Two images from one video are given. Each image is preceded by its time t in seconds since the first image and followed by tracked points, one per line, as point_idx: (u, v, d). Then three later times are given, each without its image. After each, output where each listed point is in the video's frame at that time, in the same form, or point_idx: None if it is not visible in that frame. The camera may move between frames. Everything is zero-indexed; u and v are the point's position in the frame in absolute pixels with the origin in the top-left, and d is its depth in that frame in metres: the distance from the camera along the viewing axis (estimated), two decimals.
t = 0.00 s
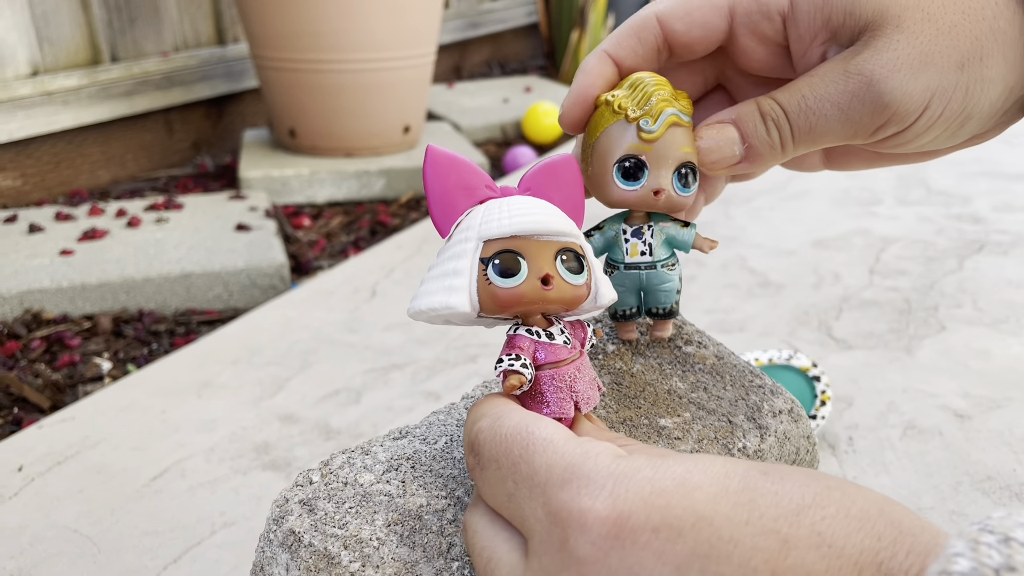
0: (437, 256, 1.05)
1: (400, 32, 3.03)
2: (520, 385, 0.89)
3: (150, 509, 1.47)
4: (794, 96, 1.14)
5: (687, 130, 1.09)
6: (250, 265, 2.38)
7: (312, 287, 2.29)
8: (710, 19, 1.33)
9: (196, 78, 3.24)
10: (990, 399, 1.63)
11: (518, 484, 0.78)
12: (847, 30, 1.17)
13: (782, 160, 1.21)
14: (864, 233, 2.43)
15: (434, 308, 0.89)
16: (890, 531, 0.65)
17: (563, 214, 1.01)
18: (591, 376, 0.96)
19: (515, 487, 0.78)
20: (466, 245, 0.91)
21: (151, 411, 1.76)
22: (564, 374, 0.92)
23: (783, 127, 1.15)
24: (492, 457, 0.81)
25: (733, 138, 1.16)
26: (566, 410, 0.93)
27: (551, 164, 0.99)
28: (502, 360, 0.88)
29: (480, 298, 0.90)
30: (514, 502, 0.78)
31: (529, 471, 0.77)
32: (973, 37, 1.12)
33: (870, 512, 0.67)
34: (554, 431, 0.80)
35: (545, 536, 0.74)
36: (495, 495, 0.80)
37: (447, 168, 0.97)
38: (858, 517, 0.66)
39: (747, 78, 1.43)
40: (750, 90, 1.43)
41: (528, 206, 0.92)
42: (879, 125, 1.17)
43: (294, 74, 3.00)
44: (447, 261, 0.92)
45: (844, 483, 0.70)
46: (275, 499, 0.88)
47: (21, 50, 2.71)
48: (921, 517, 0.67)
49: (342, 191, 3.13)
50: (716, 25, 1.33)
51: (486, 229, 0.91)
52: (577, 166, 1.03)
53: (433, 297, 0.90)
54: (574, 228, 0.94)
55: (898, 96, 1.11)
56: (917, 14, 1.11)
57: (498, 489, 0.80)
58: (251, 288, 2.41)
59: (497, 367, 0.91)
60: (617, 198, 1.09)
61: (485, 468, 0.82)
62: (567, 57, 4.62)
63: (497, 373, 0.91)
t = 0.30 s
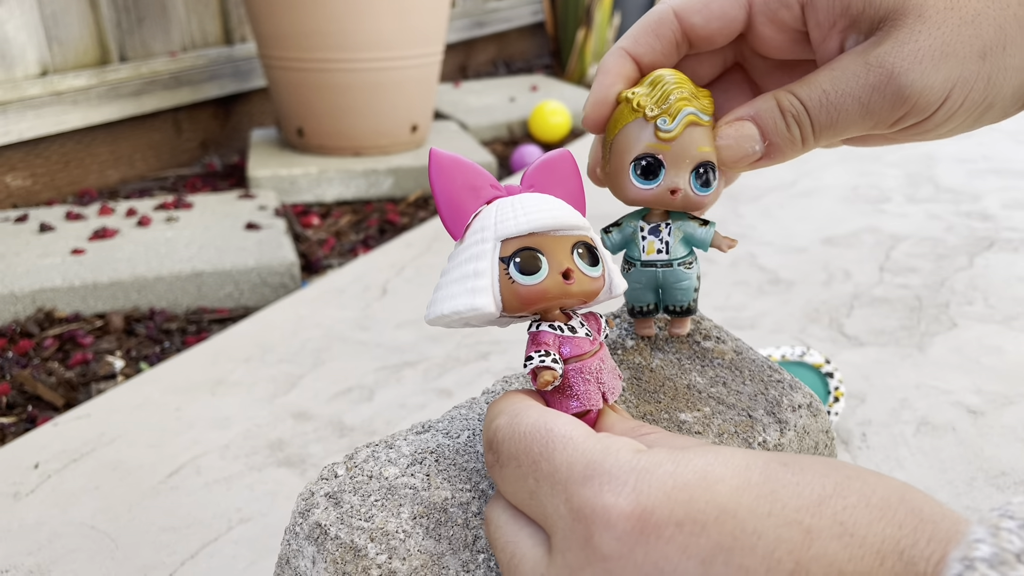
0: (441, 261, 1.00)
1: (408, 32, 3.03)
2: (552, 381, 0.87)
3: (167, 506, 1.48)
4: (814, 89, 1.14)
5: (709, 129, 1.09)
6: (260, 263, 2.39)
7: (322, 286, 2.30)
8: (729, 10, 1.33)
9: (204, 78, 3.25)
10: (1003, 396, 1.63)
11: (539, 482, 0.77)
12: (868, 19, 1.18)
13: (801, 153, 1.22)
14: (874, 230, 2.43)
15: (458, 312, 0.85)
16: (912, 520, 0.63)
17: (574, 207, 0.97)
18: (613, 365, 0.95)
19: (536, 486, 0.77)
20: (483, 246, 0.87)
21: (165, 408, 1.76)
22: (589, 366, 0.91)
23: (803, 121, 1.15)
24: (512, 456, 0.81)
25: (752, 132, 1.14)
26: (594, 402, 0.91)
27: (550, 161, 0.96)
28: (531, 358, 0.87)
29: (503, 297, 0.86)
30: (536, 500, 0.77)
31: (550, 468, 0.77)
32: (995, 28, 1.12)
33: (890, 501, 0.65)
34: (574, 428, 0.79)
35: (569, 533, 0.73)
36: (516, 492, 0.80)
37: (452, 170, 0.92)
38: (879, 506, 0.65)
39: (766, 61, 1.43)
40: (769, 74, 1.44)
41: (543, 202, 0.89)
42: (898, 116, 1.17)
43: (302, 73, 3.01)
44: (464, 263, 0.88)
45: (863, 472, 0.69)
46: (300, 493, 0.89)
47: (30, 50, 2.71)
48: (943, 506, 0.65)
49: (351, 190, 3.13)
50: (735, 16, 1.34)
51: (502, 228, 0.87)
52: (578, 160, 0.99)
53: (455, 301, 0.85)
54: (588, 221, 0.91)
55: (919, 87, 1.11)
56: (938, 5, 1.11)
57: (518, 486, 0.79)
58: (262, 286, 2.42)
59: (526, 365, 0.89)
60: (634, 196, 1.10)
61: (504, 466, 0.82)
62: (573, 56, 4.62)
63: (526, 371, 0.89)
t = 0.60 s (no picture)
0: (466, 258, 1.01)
1: (415, 31, 3.04)
2: (573, 380, 0.88)
3: (183, 505, 1.49)
4: (825, 69, 1.12)
5: (712, 108, 1.10)
6: (271, 263, 2.40)
7: (332, 285, 2.31)
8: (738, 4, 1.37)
9: (211, 78, 3.26)
10: (1015, 394, 1.63)
11: (565, 478, 0.74)
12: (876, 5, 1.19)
13: (816, 138, 1.19)
14: (883, 229, 2.44)
15: (481, 309, 0.86)
16: (937, 514, 0.59)
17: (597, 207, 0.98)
18: (635, 366, 0.95)
19: (562, 481, 0.75)
20: (507, 245, 0.88)
21: (179, 408, 1.77)
22: (611, 366, 0.91)
23: (817, 102, 1.13)
24: (536, 452, 0.78)
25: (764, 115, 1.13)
26: (615, 402, 0.91)
27: (576, 161, 0.97)
28: (553, 356, 0.87)
29: (526, 296, 0.87)
30: (561, 496, 0.75)
31: (575, 465, 0.74)
32: (1001, 5, 1.13)
33: (914, 495, 0.61)
34: (598, 424, 0.77)
35: (594, 531, 0.70)
36: (540, 490, 0.77)
37: (479, 169, 0.93)
38: (903, 501, 0.61)
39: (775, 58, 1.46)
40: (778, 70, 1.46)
41: (567, 202, 0.89)
42: (914, 96, 1.14)
43: (310, 74, 3.02)
44: (488, 262, 0.88)
45: (887, 466, 0.65)
46: (324, 491, 0.90)
47: (39, 51, 2.72)
48: (970, 501, 0.61)
49: (359, 190, 3.14)
50: (742, 9, 1.37)
51: (527, 227, 0.87)
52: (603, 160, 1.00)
53: (479, 299, 0.86)
54: (611, 221, 0.91)
55: (933, 61, 1.09)
56: None
57: (543, 483, 0.77)
58: (272, 286, 2.43)
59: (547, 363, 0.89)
60: (642, 180, 1.11)
61: (528, 464, 0.79)
62: (578, 55, 4.62)
63: (547, 369, 0.90)
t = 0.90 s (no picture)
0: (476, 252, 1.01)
1: (419, 30, 3.03)
2: (582, 374, 0.88)
3: (190, 502, 1.49)
4: (837, 99, 1.15)
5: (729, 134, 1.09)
6: (276, 261, 2.40)
7: (338, 284, 2.31)
8: (754, 32, 1.32)
9: (216, 77, 3.25)
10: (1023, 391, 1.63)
11: (577, 470, 0.74)
12: (890, 30, 1.17)
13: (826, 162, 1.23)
14: (889, 226, 2.43)
15: (490, 303, 0.85)
16: (952, 506, 0.59)
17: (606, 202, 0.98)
18: (645, 360, 0.95)
19: (574, 474, 0.74)
20: (516, 238, 0.88)
21: (185, 406, 1.77)
22: (620, 360, 0.91)
23: (827, 131, 1.16)
24: (549, 445, 0.78)
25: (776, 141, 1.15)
26: (624, 396, 0.91)
27: (585, 155, 0.96)
28: (561, 350, 0.87)
29: (535, 290, 0.87)
30: (573, 489, 0.74)
31: (587, 457, 0.74)
32: (1018, 34, 1.11)
33: (929, 487, 0.60)
34: (610, 417, 0.76)
35: (606, 522, 0.70)
36: (552, 483, 0.77)
37: (487, 163, 0.92)
38: (918, 492, 0.60)
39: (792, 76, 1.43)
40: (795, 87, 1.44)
41: (576, 195, 0.89)
42: (921, 126, 1.17)
43: (314, 72, 3.02)
44: (497, 256, 0.88)
45: (903, 458, 0.64)
46: (334, 486, 0.90)
47: (43, 50, 2.73)
48: (987, 494, 0.60)
49: (363, 189, 3.14)
50: (760, 36, 1.33)
51: (536, 220, 0.87)
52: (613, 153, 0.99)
53: (487, 292, 0.86)
54: (620, 215, 0.91)
55: (942, 97, 1.11)
56: (961, 16, 1.10)
57: (555, 476, 0.76)
58: (277, 284, 2.43)
59: (556, 357, 0.90)
60: (661, 207, 1.10)
61: (541, 457, 0.79)
62: (582, 53, 4.62)
63: (556, 363, 0.90)
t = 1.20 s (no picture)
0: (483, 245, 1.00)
1: (421, 28, 3.03)
2: (588, 365, 0.87)
3: (193, 498, 1.49)
4: (850, 78, 1.15)
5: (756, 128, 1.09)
6: (279, 259, 2.39)
7: (341, 281, 2.30)
8: (769, 21, 1.30)
9: (218, 75, 3.25)
10: None
11: (582, 461, 0.74)
12: (899, 6, 1.18)
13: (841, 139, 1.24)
14: (893, 223, 2.42)
15: (495, 294, 0.85)
16: (962, 497, 0.58)
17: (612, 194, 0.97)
18: (652, 352, 0.94)
19: (579, 465, 0.74)
20: (522, 230, 0.87)
21: (189, 402, 1.77)
22: (627, 352, 0.91)
23: (843, 109, 1.17)
24: (554, 437, 0.78)
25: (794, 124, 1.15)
26: (631, 387, 0.91)
27: (592, 146, 0.96)
28: (567, 340, 0.87)
29: (540, 281, 0.86)
30: (578, 480, 0.74)
31: (592, 448, 0.73)
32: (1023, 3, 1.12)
33: (938, 478, 0.60)
34: (615, 408, 0.76)
35: (611, 512, 0.69)
36: (557, 474, 0.77)
37: (494, 154, 0.92)
38: (928, 483, 0.59)
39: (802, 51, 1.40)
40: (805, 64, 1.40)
41: (582, 186, 0.88)
42: (932, 99, 1.17)
43: (316, 70, 3.01)
44: (503, 247, 0.88)
45: (911, 450, 0.63)
46: (340, 479, 0.90)
47: (46, 48, 2.73)
48: (996, 486, 0.59)
49: (366, 187, 3.14)
50: (777, 24, 1.31)
51: (541, 211, 0.87)
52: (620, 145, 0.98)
53: (493, 283, 0.86)
54: (626, 206, 0.90)
55: (954, 72, 1.11)
56: None
57: (560, 467, 0.76)
58: (281, 281, 2.42)
59: (562, 348, 0.89)
60: (694, 206, 1.11)
61: (546, 448, 0.79)
62: (584, 51, 4.61)
63: (561, 354, 0.89)
